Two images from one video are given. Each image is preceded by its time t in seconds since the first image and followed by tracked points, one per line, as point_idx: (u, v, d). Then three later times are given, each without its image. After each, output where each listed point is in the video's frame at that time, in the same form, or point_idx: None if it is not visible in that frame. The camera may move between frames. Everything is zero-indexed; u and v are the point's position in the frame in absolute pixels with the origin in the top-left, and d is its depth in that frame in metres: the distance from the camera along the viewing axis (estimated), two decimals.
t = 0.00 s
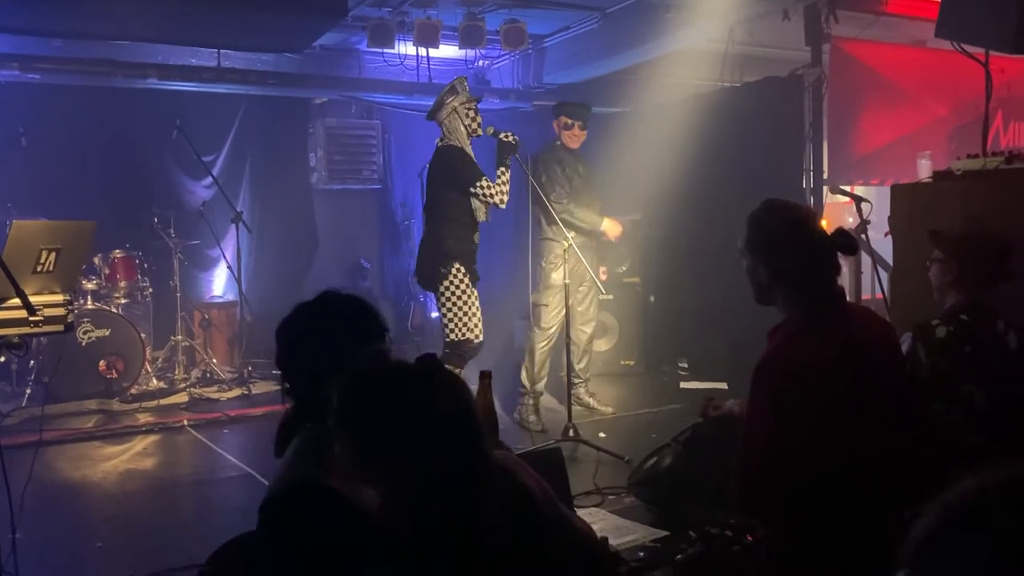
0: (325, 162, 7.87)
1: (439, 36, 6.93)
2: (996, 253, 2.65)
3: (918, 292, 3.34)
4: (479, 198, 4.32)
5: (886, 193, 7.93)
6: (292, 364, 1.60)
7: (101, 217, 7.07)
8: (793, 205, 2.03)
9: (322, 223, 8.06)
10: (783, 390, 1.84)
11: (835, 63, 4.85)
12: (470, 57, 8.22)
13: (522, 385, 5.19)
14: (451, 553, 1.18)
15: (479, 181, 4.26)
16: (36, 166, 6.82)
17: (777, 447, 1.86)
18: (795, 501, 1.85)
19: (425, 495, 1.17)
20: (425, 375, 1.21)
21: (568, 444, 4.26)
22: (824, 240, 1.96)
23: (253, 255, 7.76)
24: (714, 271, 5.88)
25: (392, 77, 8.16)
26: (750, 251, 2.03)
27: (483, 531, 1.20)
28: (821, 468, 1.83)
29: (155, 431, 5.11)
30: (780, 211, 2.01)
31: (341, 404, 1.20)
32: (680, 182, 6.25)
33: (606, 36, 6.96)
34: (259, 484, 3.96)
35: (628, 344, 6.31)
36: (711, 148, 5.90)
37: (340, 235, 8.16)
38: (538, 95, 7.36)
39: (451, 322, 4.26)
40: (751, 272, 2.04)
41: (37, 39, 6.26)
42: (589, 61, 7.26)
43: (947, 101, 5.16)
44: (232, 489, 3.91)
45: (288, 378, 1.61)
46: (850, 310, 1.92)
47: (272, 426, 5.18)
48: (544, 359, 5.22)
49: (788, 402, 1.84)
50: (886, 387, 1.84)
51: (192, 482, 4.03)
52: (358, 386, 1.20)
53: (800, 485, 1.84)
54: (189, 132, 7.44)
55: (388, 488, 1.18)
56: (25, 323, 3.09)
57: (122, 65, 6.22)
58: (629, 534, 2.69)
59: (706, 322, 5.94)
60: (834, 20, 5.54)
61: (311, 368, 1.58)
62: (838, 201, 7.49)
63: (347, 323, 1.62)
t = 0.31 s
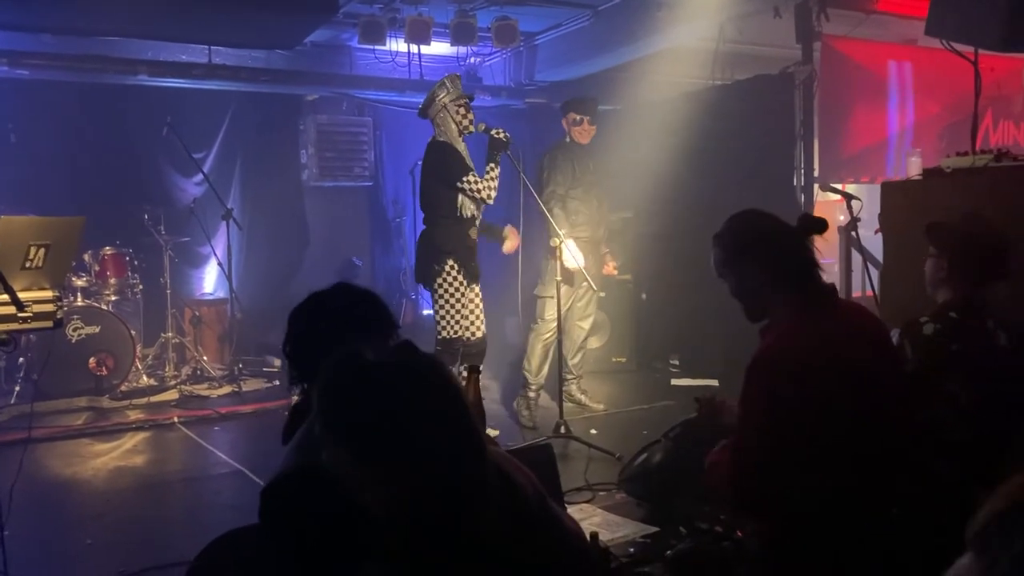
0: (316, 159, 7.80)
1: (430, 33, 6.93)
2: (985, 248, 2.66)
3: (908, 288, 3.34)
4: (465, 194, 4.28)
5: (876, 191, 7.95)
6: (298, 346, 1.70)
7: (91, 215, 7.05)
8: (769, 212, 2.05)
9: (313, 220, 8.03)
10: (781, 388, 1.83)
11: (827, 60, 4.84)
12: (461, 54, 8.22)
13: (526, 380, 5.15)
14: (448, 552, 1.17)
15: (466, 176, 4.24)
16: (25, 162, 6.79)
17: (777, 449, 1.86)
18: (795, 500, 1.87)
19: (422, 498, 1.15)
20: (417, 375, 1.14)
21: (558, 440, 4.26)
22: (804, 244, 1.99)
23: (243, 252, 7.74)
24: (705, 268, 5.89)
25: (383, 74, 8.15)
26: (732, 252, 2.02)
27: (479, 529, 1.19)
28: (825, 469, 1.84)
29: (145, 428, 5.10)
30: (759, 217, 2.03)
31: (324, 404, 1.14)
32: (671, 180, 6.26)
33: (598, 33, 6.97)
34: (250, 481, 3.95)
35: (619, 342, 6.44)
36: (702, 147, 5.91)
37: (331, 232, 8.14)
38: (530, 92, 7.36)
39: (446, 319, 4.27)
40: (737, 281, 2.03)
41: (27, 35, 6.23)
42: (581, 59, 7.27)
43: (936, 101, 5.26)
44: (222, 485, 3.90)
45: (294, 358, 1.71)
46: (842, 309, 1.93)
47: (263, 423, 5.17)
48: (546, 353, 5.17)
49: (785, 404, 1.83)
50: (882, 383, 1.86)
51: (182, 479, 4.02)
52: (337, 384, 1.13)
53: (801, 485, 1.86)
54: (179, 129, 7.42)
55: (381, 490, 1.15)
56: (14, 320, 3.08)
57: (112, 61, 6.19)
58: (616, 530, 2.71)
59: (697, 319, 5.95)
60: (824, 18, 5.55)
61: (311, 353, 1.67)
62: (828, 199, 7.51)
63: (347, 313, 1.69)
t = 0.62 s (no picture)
0: (308, 156, 7.81)
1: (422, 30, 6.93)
2: (974, 247, 2.68)
3: (898, 286, 3.36)
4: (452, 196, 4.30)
5: (867, 190, 7.98)
6: (312, 361, 1.52)
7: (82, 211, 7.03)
8: (750, 214, 2.11)
9: (305, 216, 8.02)
10: (773, 372, 1.84)
11: (818, 58, 4.87)
12: (453, 51, 8.22)
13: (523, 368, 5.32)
14: None
15: (450, 179, 4.26)
16: (15, 159, 6.76)
17: (770, 440, 1.87)
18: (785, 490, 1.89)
19: (454, 509, 1.10)
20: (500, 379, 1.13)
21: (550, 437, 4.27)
22: (788, 242, 2.03)
23: (235, 249, 7.73)
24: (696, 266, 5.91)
25: (376, 71, 8.14)
26: (726, 252, 2.05)
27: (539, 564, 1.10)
28: (821, 464, 1.86)
29: (137, 425, 5.09)
30: (742, 218, 2.09)
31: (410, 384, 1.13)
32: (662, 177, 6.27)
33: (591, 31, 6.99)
34: (242, 477, 3.96)
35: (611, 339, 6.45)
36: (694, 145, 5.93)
37: (323, 229, 8.11)
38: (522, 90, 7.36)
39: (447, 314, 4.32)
40: (726, 282, 2.07)
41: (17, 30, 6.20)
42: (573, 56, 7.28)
43: (928, 99, 5.27)
44: (214, 482, 3.90)
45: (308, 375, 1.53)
46: (831, 306, 1.95)
47: (255, 420, 5.17)
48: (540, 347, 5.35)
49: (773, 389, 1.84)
50: (879, 376, 1.88)
51: (175, 476, 4.02)
52: (434, 369, 1.13)
53: (793, 476, 1.87)
54: (171, 125, 7.40)
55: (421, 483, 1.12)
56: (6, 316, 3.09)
57: (102, 57, 6.18)
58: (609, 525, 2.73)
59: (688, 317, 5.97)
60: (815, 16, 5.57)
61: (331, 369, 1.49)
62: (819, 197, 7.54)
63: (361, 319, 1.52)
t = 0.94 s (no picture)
0: (299, 154, 7.76)
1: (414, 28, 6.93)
2: (968, 246, 2.70)
3: (888, 285, 3.39)
4: (437, 197, 4.28)
5: (856, 188, 8.02)
6: (321, 375, 1.52)
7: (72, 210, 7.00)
8: (737, 215, 2.14)
9: (296, 214, 8.02)
10: (761, 358, 1.87)
11: (808, 57, 4.89)
12: (445, 49, 8.23)
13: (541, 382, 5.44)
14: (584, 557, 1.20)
15: (434, 176, 4.22)
16: (5, 157, 6.72)
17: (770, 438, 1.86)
18: (777, 483, 1.87)
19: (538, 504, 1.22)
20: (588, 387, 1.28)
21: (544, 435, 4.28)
22: (773, 240, 2.06)
23: (226, 248, 7.73)
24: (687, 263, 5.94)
25: (367, 69, 8.14)
26: (719, 250, 2.06)
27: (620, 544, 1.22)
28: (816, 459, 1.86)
29: (128, 424, 5.07)
30: (726, 219, 2.12)
31: (511, 398, 1.27)
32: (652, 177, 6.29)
33: (582, 30, 7.00)
34: (234, 476, 3.96)
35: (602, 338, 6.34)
36: (684, 144, 5.95)
37: (314, 228, 8.10)
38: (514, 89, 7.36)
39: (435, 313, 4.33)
40: (718, 286, 2.09)
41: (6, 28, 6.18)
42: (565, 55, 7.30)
43: (918, 98, 5.30)
44: (206, 481, 3.90)
45: (314, 387, 1.54)
46: (823, 303, 1.97)
47: (246, 419, 5.16)
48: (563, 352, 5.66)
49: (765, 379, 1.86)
50: (871, 370, 1.91)
51: (167, 474, 4.01)
52: (539, 384, 1.27)
53: (789, 474, 1.86)
54: (162, 124, 7.38)
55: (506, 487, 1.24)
56: None
57: (93, 55, 6.16)
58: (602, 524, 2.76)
59: (680, 315, 6.00)
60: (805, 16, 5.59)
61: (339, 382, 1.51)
62: (810, 195, 7.57)
63: (369, 339, 1.51)
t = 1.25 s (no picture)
0: (286, 151, 7.72)
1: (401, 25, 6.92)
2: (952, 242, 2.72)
3: (871, 282, 3.42)
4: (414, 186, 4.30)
5: (841, 186, 8.07)
6: (334, 390, 1.40)
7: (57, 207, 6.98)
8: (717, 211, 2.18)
9: (284, 212, 7.98)
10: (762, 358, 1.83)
11: (794, 55, 4.92)
12: (432, 47, 8.22)
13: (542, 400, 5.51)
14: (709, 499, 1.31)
15: (409, 162, 4.26)
16: None
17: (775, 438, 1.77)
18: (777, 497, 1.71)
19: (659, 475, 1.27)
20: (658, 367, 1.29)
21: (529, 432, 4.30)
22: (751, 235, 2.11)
23: (213, 244, 7.73)
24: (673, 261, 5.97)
25: (355, 66, 8.12)
26: (700, 246, 2.11)
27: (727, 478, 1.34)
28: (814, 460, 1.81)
29: (114, 421, 5.06)
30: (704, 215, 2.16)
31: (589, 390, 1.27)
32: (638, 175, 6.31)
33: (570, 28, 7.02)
34: (220, 473, 3.95)
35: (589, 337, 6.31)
36: (670, 141, 5.98)
37: (300, 226, 8.02)
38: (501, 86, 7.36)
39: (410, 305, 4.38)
40: (703, 281, 2.14)
41: None
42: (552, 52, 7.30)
43: (902, 96, 5.34)
44: (192, 478, 3.90)
45: (320, 406, 1.41)
46: (806, 298, 1.99)
47: (232, 416, 5.15)
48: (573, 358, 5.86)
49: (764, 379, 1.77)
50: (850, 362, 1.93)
51: (153, 472, 4.00)
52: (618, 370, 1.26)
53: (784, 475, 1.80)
54: (148, 120, 7.36)
55: (605, 461, 1.26)
56: None
57: (79, 52, 6.13)
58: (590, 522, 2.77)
59: (667, 313, 6.02)
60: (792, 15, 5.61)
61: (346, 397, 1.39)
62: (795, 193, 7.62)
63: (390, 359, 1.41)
